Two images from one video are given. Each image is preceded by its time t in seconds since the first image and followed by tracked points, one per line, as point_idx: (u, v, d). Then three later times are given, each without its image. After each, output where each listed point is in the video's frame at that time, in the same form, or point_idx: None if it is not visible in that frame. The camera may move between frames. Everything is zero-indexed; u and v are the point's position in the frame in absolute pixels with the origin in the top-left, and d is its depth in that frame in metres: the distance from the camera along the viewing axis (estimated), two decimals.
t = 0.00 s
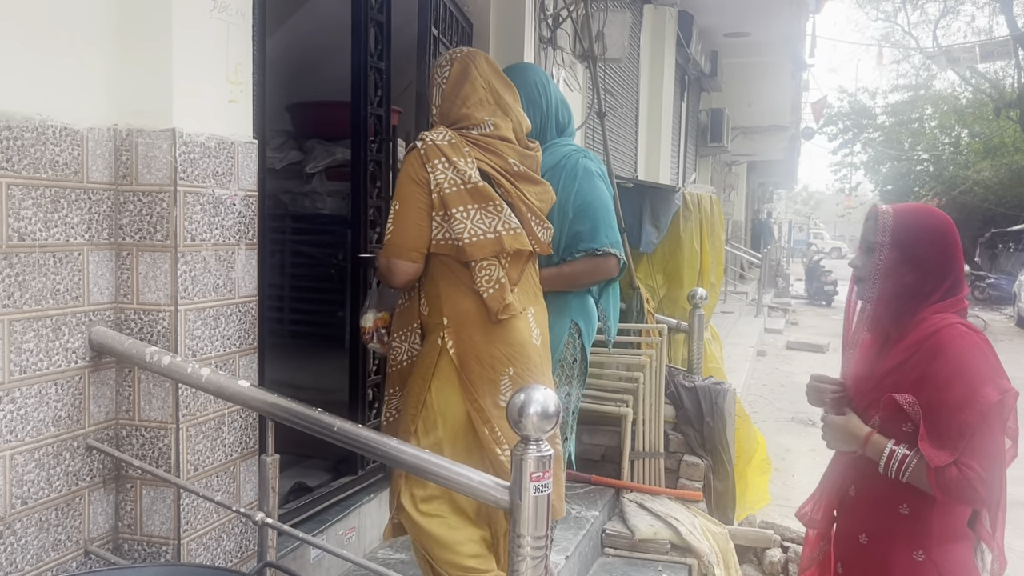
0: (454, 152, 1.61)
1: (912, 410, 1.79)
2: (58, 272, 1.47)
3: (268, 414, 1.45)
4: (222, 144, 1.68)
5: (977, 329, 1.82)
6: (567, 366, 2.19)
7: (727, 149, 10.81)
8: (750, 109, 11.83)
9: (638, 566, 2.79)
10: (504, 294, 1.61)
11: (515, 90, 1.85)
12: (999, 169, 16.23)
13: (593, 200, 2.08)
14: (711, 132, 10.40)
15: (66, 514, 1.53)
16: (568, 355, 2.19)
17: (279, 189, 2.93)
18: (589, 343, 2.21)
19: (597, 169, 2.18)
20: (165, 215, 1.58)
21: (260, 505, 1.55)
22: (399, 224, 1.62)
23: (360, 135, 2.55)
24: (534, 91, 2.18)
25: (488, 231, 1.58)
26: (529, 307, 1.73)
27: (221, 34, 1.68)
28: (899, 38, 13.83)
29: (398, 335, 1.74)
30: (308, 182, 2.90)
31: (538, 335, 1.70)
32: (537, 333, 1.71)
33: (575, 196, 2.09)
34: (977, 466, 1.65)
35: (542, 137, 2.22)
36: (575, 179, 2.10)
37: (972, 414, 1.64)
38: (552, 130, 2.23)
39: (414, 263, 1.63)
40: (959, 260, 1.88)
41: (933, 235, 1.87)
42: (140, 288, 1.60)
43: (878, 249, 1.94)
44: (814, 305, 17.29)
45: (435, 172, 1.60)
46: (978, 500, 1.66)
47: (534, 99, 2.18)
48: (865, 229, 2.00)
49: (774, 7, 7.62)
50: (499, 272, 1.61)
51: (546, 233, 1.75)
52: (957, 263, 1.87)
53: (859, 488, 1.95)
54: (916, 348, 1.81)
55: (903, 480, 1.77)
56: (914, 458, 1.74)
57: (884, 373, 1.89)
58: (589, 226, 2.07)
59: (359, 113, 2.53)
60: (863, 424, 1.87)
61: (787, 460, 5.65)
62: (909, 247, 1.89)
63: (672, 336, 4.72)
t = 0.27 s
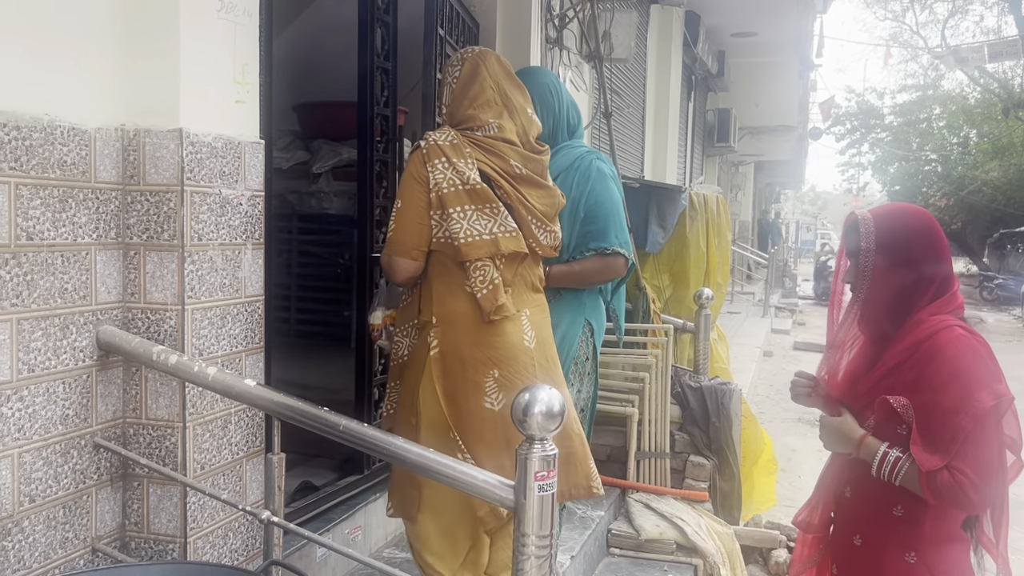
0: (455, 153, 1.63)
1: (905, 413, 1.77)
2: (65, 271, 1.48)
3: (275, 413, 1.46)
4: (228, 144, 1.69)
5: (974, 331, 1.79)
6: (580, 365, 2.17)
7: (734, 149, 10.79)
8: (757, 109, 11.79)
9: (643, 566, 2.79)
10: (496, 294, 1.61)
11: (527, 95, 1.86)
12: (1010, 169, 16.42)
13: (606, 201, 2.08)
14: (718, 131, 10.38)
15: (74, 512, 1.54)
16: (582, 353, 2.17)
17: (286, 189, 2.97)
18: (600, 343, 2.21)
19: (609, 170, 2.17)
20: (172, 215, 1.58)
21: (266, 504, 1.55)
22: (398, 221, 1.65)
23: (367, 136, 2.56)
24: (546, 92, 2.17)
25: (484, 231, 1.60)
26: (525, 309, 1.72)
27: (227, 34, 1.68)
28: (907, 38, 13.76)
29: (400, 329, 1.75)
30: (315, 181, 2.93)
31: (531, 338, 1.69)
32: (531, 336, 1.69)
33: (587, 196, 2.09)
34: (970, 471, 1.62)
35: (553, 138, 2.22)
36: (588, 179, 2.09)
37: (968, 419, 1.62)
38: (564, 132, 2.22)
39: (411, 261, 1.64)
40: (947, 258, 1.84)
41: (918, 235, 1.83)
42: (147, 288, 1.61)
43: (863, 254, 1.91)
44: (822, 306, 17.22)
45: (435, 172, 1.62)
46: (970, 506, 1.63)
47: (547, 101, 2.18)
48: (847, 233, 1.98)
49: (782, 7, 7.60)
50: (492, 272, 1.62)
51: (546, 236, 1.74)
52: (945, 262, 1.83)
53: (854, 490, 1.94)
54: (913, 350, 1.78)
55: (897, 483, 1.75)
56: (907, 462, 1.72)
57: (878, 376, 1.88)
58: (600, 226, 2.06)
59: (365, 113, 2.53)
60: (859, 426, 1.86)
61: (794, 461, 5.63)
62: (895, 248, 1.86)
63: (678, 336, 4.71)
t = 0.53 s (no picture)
0: (437, 155, 1.65)
1: (898, 417, 1.74)
2: (72, 270, 1.49)
3: (280, 413, 1.46)
4: (234, 144, 1.69)
5: (970, 334, 1.76)
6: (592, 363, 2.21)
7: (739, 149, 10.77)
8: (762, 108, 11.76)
9: (647, 565, 2.79)
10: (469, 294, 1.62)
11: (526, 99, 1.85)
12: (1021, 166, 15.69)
13: (617, 202, 2.12)
14: (722, 131, 10.37)
15: (80, 509, 1.55)
16: (593, 352, 2.22)
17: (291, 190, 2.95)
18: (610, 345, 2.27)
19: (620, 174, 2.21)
20: (178, 214, 1.59)
21: (271, 502, 1.56)
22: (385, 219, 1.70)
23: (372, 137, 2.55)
24: (562, 94, 2.18)
25: (458, 232, 1.61)
26: (507, 311, 1.72)
27: (233, 34, 1.69)
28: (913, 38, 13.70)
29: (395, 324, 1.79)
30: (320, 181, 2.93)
31: (508, 341, 1.69)
32: (508, 339, 1.69)
33: (599, 197, 2.12)
34: (961, 478, 1.59)
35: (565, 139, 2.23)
36: (600, 181, 2.12)
37: (960, 425, 1.59)
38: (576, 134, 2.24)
39: (394, 258, 1.68)
40: (940, 261, 1.83)
41: (907, 238, 1.83)
42: (153, 286, 1.62)
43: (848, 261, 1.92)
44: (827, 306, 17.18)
45: (416, 172, 1.64)
46: (959, 512, 1.60)
47: (562, 103, 2.18)
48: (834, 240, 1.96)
49: (786, 6, 7.58)
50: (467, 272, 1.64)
51: (532, 239, 1.72)
52: (937, 265, 1.82)
53: (846, 491, 1.93)
54: (908, 354, 1.77)
55: (887, 486, 1.74)
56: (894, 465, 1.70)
57: (869, 380, 1.87)
58: (611, 226, 2.10)
59: (371, 114, 2.54)
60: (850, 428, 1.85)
61: (798, 460, 5.63)
62: (884, 253, 1.86)
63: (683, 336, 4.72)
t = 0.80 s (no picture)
0: (408, 153, 1.66)
1: (885, 415, 1.76)
2: (77, 268, 1.49)
3: (285, 411, 1.47)
4: (238, 142, 1.70)
5: (965, 334, 1.75)
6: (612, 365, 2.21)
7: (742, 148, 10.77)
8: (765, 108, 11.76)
9: (650, 565, 2.77)
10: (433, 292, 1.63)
11: (510, 98, 1.82)
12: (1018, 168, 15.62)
13: (624, 203, 2.09)
14: (725, 130, 10.37)
15: (85, 507, 1.55)
16: (613, 354, 2.21)
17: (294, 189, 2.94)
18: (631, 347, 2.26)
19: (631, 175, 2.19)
20: (183, 213, 1.59)
21: (275, 500, 1.57)
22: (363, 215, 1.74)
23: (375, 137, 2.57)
24: (569, 94, 2.19)
25: (421, 231, 1.63)
26: (479, 309, 1.71)
27: (237, 33, 1.69)
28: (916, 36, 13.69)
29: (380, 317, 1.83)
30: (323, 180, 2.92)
31: (477, 338, 1.68)
32: (476, 337, 1.68)
33: (605, 196, 2.10)
34: (944, 478, 1.60)
35: (576, 139, 2.22)
36: (608, 180, 2.11)
37: (946, 425, 1.59)
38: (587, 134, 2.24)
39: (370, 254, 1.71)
40: (933, 260, 1.83)
41: (901, 239, 1.83)
42: (157, 285, 1.62)
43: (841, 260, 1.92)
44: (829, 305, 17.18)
45: (387, 170, 1.67)
46: (942, 512, 1.62)
47: (571, 102, 2.19)
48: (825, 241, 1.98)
49: (789, 5, 7.58)
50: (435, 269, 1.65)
51: (505, 237, 1.70)
52: (931, 264, 1.82)
53: (835, 490, 1.94)
54: (900, 353, 1.76)
55: (873, 484, 1.74)
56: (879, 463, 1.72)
57: (863, 380, 1.87)
58: (616, 226, 2.07)
59: (375, 113, 2.54)
60: (841, 426, 1.87)
61: (800, 459, 5.64)
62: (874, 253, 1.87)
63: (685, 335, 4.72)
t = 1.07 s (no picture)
0: (383, 151, 1.73)
1: (875, 413, 1.76)
2: (81, 266, 1.50)
3: (289, 409, 1.47)
4: (242, 141, 1.71)
5: (959, 334, 1.76)
6: (647, 404, 2.17)
7: (743, 147, 10.78)
8: (766, 106, 11.75)
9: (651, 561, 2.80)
10: (406, 286, 1.70)
11: (491, 94, 1.87)
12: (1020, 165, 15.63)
13: (640, 234, 2.08)
14: (726, 129, 10.38)
15: (89, 504, 1.56)
16: (646, 391, 2.17)
17: (297, 187, 2.93)
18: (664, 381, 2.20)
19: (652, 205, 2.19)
20: (186, 211, 1.60)
21: (279, 497, 1.58)
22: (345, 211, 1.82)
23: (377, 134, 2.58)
24: (587, 126, 2.21)
25: (388, 228, 1.68)
26: (455, 304, 1.77)
27: (241, 31, 1.70)
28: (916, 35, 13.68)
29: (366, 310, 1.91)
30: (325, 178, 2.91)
31: (453, 332, 1.75)
32: (452, 331, 1.75)
33: (620, 229, 2.11)
34: (931, 477, 1.60)
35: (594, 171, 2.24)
36: (623, 212, 2.11)
37: (934, 423, 1.60)
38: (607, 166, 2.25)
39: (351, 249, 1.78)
40: (923, 258, 1.83)
41: (891, 239, 1.82)
42: (161, 283, 1.63)
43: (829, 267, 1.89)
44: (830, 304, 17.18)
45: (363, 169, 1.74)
46: (930, 512, 1.61)
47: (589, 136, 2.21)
48: (813, 243, 1.97)
49: (790, 3, 7.58)
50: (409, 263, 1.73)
51: (479, 232, 1.76)
52: (921, 263, 1.82)
53: (829, 490, 1.94)
54: (891, 352, 1.77)
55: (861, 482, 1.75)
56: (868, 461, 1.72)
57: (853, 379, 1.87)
58: (631, 259, 2.07)
59: (377, 112, 2.55)
60: (832, 424, 1.88)
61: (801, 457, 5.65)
62: (863, 255, 1.84)
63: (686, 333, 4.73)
